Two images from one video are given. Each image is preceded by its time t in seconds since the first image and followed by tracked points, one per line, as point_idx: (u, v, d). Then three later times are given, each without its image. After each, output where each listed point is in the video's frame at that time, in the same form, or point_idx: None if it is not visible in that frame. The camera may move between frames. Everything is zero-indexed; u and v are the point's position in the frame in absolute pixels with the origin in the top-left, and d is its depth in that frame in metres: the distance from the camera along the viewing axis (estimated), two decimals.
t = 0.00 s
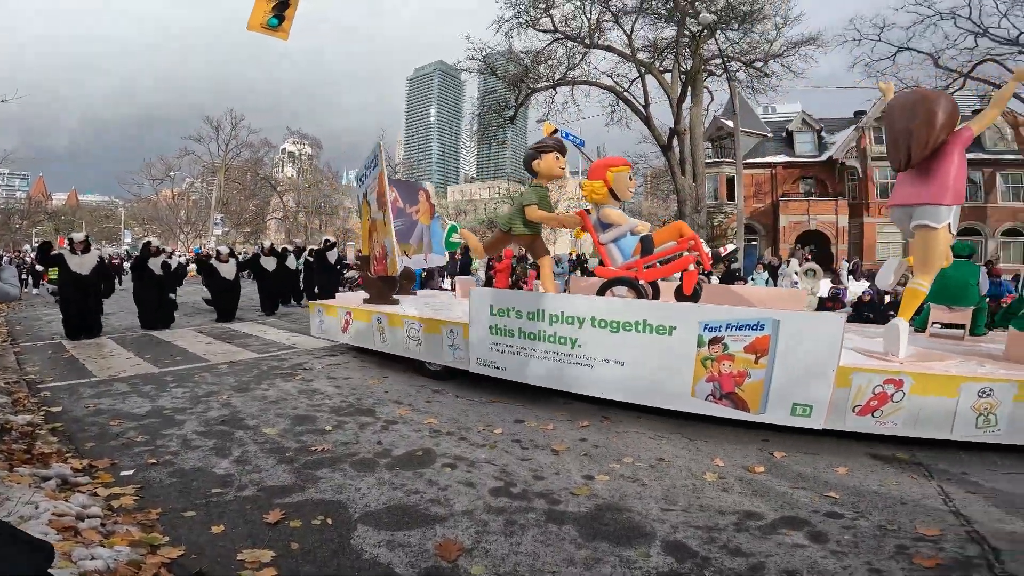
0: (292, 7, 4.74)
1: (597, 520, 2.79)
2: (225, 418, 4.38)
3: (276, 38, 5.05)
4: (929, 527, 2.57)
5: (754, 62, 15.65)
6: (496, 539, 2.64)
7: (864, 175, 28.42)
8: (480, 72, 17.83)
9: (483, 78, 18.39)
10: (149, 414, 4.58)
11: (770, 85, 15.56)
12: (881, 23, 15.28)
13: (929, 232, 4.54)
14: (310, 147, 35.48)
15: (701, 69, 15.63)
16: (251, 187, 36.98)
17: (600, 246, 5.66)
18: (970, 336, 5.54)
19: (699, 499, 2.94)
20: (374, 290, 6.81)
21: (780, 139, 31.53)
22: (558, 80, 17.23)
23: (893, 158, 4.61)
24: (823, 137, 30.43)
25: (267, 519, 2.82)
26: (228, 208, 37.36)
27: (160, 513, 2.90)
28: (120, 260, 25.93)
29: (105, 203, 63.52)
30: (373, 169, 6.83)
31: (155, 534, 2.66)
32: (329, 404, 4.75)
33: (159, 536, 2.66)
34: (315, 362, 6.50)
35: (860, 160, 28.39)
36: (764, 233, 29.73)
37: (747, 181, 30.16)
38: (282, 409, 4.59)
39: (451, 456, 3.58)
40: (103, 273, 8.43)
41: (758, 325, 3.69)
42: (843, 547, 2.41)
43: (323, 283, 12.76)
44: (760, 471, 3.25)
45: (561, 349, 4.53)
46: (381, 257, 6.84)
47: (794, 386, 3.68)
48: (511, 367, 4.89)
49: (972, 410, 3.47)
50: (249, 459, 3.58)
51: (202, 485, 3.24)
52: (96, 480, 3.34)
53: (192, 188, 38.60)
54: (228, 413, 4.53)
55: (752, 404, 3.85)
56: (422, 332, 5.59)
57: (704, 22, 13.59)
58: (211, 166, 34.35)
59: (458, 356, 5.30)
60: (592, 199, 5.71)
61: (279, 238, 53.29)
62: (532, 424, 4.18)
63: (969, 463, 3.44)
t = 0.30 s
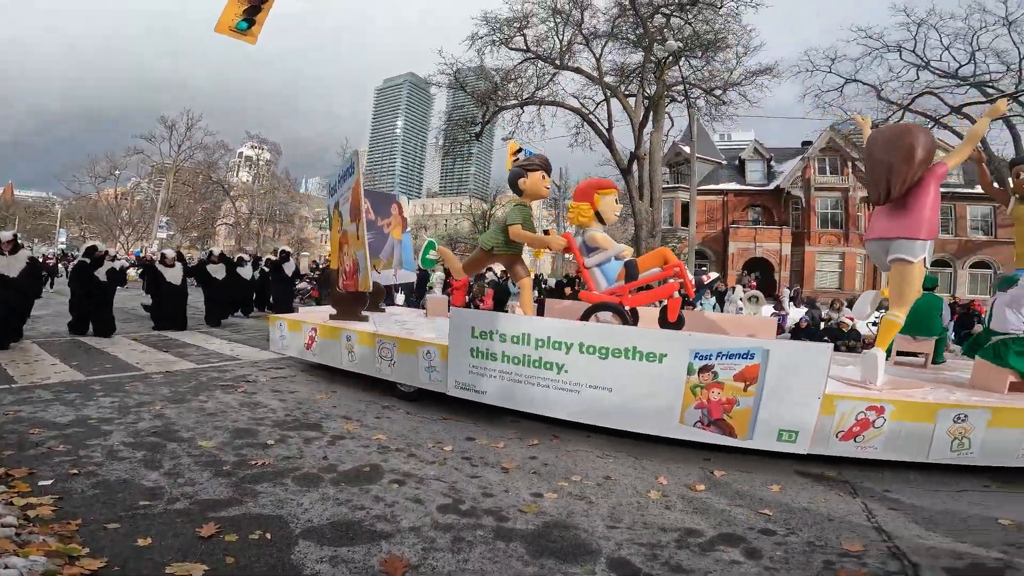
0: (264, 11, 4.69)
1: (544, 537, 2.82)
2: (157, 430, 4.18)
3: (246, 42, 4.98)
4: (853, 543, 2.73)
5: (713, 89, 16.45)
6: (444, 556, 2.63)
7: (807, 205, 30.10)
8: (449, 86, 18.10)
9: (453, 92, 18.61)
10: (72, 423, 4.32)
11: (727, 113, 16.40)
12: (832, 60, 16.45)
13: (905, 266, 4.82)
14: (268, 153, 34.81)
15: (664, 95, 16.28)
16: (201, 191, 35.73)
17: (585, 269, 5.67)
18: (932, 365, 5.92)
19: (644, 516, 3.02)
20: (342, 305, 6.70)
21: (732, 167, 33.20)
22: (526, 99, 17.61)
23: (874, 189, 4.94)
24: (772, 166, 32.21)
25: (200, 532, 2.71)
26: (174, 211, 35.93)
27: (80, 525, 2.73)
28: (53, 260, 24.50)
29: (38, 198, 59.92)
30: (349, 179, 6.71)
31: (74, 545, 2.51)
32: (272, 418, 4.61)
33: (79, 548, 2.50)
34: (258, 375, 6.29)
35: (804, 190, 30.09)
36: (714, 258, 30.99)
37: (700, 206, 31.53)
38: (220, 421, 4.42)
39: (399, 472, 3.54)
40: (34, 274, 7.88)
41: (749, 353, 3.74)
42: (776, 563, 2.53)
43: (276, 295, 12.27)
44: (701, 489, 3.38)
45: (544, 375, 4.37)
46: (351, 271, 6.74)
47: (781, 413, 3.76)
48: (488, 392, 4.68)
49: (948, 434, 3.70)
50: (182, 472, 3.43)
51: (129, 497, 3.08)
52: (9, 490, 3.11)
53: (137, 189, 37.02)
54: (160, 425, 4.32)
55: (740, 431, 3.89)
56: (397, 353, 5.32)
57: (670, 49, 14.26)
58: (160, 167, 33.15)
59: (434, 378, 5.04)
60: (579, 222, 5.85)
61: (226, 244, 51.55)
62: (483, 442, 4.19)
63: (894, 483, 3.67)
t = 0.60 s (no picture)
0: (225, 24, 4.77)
1: (513, 548, 2.81)
2: (113, 449, 4.08)
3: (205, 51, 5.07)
4: (816, 546, 2.76)
5: (679, 101, 16.77)
6: (412, 570, 2.59)
7: (769, 213, 30.68)
8: (419, 98, 18.21)
9: (423, 105, 18.68)
10: (23, 443, 4.19)
11: (692, 123, 16.74)
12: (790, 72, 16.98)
13: (901, 275, 4.98)
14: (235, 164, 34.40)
15: (631, 107, 16.54)
16: (165, 204, 35.07)
17: (581, 283, 5.71)
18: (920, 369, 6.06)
19: (611, 525, 3.02)
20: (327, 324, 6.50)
21: (698, 177, 33.77)
22: (495, 111, 17.79)
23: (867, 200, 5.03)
24: (735, 176, 32.76)
25: (159, 550, 2.65)
26: (134, 224, 35.11)
27: (33, 542, 2.65)
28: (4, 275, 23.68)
29: None
30: (335, 192, 6.54)
31: (27, 563, 2.43)
32: (235, 435, 4.54)
33: (31, 566, 2.43)
34: (221, 393, 6.18)
35: (765, 199, 30.70)
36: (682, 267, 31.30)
37: (667, 218, 31.79)
38: (180, 440, 4.34)
39: (366, 488, 3.50)
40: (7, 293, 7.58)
41: (757, 365, 3.76)
42: (741, 569, 2.54)
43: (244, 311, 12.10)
44: (668, 497, 3.39)
45: (549, 392, 4.25)
46: (338, 288, 6.58)
47: (789, 423, 3.78)
48: (490, 411, 4.53)
49: (954, 438, 3.77)
50: (139, 491, 3.35)
51: (84, 516, 2.99)
52: None
53: (95, 201, 36.12)
54: (117, 444, 4.22)
55: (748, 442, 3.89)
56: (388, 373, 5.08)
57: (637, 61, 14.55)
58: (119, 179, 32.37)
59: (430, 399, 4.84)
60: (574, 235, 5.86)
61: (194, 259, 50.68)
62: (452, 456, 4.17)
63: (857, 486, 3.74)
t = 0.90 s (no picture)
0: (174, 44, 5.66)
1: (494, 561, 2.77)
2: (79, 475, 3.95)
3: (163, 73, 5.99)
4: (792, 546, 2.77)
5: (645, 108, 17.05)
6: None
7: (735, 217, 31.20)
8: (388, 111, 18.21)
9: (392, 118, 18.68)
10: None
11: (658, 129, 17.02)
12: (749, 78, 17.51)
13: (902, 274, 5.08)
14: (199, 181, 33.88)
15: (599, 115, 16.78)
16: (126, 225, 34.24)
17: (584, 294, 5.61)
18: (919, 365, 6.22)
19: (592, 534, 3.00)
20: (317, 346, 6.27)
21: (666, 183, 34.24)
22: (465, 123, 17.91)
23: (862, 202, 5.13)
24: (702, 181, 33.29)
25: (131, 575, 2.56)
26: (93, 245, 34.16)
27: None
28: None
29: None
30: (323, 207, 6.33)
31: None
32: (205, 458, 4.43)
33: None
34: (190, 416, 6.03)
35: (731, 203, 31.26)
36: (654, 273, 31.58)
37: (638, 224, 32.10)
38: (149, 465, 4.22)
39: (343, 506, 3.44)
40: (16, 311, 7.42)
41: (774, 369, 3.77)
42: (722, 572, 2.54)
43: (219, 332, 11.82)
44: (647, 503, 3.38)
45: (563, 408, 4.15)
46: (327, 309, 6.32)
47: (809, 424, 3.78)
48: (500, 429, 4.37)
49: (972, 432, 3.83)
50: (108, 515, 3.24)
51: (52, 541, 2.89)
52: None
53: (52, 223, 35.09)
54: (83, 470, 4.09)
55: (769, 447, 3.87)
56: (389, 396, 4.76)
57: (602, 70, 14.78)
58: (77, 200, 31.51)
59: (436, 421, 4.57)
60: (573, 244, 5.95)
61: (159, 280, 49.60)
62: (430, 471, 4.12)
63: (831, 484, 3.78)
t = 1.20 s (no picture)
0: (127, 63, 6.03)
1: (472, 569, 2.75)
2: (41, 494, 3.81)
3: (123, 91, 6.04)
4: (768, 542, 2.81)
5: (614, 113, 17.27)
6: None
7: (703, 218, 31.76)
8: (357, 119, 18.09)
9: (362, 127, 18.54)
10: None
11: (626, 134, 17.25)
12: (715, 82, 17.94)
13: (901, 268, 5.26)
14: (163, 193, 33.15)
15: (568, 120, 16.95)
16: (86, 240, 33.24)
17: (588, 299, 5.62)
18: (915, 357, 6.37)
19: (570, 538, 3.00)
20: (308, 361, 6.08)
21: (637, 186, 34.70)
22: (436, 130, 17.94)
23: (860, 200, 5.28)
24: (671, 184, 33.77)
25: None
26: (51, 261, 33.07)
27: None
28: None
29: None
30: (313, 215, 6.15)
31: None
32: (173, 475, 4.31)
33: None
34: (157, 433, 5.87)
35: (699, 205, 31.80)
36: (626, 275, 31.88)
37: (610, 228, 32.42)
38: (114, 482, 4.09)
39: (318, 518, 3.38)
40: None
41: (789, 366, 3.81)
42: (699, 571, 2.56)
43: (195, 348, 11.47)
44: (623, 504, 3.39)
45: (579, 414, 4.08)
46: (319, 322, 6.12)
47: (826, 419, 3.84)
48: (513, 439, 4.26)
49: (983, 420, 3.97)
50: (72, 533, 3.13)
51: (16, 559, 2.78)
52: None
53: (7, 239, 33.89)
54: (45, 488, 3.94)
55: (788, 443, 3.91)
56: (393, 410, 4.54)
57: (570, 76, 14.94)
58: (33, 214, 30.47)
59: (445, 434, 4.39)
60: (576, 249, 5.88)
61: (122, 295, 48.27)
62: (406, 481, 4.08)
63: (802, 478, 3.85)
